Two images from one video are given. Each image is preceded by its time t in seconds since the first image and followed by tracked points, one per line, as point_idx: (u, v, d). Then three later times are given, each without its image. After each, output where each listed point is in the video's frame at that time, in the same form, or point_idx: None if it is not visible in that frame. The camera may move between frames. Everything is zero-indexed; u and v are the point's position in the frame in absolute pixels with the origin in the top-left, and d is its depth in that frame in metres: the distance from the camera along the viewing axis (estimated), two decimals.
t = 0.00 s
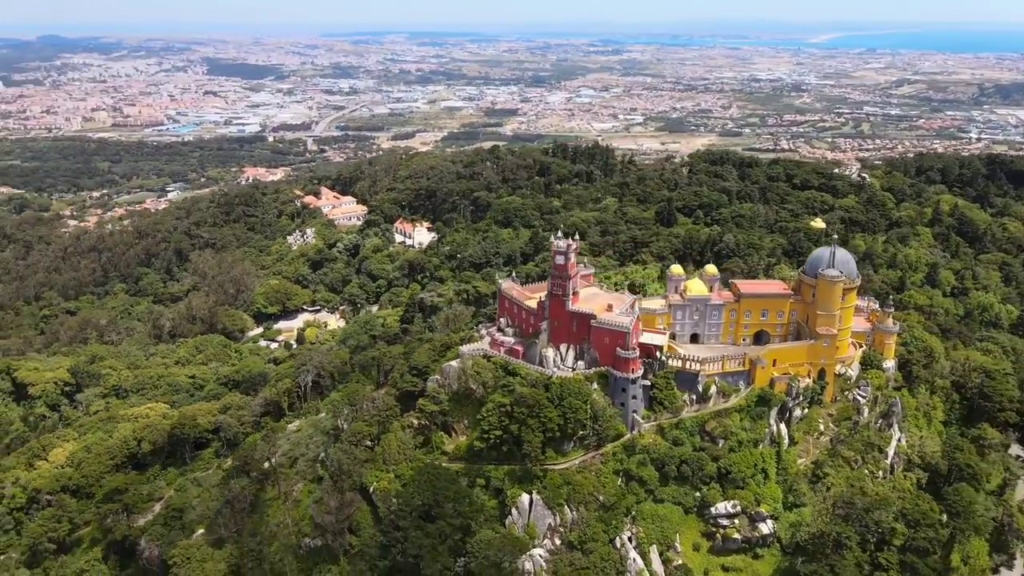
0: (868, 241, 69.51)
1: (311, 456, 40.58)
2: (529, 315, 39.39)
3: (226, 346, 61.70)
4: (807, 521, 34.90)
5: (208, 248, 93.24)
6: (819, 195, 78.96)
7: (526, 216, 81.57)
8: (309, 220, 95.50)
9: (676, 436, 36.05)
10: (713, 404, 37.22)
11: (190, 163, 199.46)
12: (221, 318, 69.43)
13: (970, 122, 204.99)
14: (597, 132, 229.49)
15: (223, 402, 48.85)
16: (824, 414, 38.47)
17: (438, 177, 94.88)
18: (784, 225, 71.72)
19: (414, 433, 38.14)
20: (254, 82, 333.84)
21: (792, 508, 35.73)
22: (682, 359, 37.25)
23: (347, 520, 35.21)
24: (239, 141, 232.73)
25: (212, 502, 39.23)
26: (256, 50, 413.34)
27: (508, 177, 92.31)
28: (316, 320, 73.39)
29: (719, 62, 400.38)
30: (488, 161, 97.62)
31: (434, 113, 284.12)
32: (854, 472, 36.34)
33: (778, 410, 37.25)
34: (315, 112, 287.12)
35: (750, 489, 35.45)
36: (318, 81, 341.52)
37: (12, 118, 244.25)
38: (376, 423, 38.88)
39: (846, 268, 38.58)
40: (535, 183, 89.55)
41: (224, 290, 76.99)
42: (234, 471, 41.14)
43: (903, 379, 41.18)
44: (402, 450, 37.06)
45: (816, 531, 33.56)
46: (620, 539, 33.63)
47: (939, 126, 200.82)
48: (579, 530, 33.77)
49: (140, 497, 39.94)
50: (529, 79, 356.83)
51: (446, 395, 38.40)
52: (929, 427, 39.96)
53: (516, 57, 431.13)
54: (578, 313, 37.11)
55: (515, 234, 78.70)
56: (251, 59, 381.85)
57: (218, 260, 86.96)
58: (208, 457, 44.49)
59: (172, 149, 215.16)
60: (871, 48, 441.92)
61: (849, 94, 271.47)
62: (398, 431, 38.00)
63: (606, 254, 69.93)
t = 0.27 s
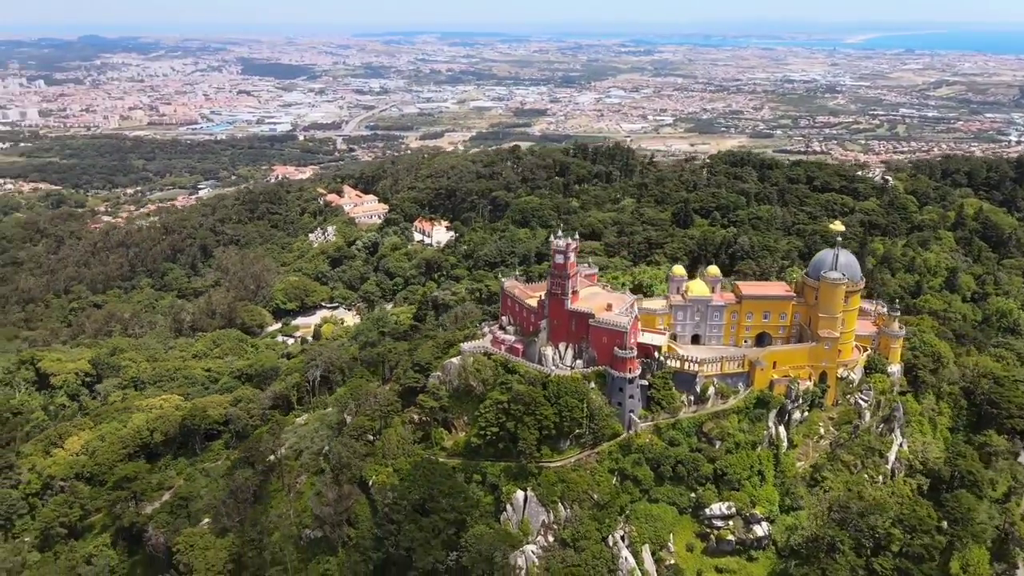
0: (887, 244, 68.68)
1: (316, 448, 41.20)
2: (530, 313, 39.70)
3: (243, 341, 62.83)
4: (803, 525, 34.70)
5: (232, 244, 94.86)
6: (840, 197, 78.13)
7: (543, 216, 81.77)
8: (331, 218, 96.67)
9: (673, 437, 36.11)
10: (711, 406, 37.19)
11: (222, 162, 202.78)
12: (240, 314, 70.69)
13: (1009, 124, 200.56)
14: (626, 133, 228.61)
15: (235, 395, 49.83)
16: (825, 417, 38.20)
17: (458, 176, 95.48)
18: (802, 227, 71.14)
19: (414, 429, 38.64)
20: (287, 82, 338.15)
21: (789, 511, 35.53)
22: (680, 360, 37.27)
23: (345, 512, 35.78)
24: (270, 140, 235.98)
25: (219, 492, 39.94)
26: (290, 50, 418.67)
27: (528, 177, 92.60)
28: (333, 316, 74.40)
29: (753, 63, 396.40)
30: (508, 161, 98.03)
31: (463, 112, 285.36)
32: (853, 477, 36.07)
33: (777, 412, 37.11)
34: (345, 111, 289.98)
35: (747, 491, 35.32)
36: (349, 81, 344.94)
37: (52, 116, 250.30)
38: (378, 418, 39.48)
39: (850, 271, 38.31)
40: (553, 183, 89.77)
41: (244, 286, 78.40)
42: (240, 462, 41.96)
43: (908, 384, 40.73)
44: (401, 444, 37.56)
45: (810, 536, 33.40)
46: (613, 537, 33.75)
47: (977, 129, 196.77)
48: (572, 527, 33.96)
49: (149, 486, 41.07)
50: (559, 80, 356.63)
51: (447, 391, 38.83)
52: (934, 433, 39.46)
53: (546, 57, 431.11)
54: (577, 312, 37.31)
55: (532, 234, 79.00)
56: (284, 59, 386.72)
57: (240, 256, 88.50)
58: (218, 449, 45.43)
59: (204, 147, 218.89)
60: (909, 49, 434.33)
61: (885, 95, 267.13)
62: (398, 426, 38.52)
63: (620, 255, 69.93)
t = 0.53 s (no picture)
0: (905, 248, 67.87)
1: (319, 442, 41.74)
2: (531, 311, 39.97)
3: (258, 336, 63.79)
4: (799, 528, 34.54)
5: (253, 241, 96.26)
6: (859, 200, 77.37)
7: (559, 216, 81.84)
8: (350, 216, 97.61)
9: (670, 437, 36.17)
10: (709, 406, 37.14)
11: (250, 160, 205.41)
12: (258, 310, 71.78)
13: None
14: (652, 134, 227.55)
15: (246, 389, 50.71)
16: (826, 421, 37.98)
17: (476, 176, 95.88)
18: (818, 229, 70.58)
19: (415, 425, 39.14)
20: (315, 82, 341.73)
21: (786, 514, 35.36)
22: (679, 360, 37.32)
23: (344, 505, 36.32)
24: (298, 139, 238.74)
25: (224, 483, 40.66)
26: (319, 50, 422.75)
27: (545, 176, 92.76)
28: (348, 313, 75.22)
29: (783, 64, 392.32)
30: (525, 161, 98.30)
31: (489, 113, 286.19)
32: (852, 480, 35.81)
33: (776, 414, 36.94)
34: (372, 111, 292.23)
35: (742, 493, 35.22)
36: (377, 81, 347.47)
37: (86, 115, 255.29)
38: (379, 414, 40.11)
39: (852, 274, 38.06)
40: (570, 183, 89.89)
41: (262, 283, 79.59)
42: (246, 455, 42.79)
43: (912, 389, 40.33)
44: (401, 440, 38.08)
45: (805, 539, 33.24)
46: (607, 536, 33.90)
47: (1012, 132, 192.92)
48: (566, 525, 34.20)
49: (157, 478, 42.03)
50: (586, 80, 355.94)
51: (447, 388, 39.20)
52: (938, 438, 39.02)
53: (574, 58, 430.44)
54: (576, 311, 37.48)
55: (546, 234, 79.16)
56: (314, 59, 390.70)
57: (261, 253, 89.78)
58: (226, 441, 46.30)
59: (233, 146, 221.89)
60: (945, 50, 426.89)
61: (918, 97, 262.95)
62: (399, 423, 39.08)
63: (633, 255, 69.87)
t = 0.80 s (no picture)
0: (921, 251, 67.15)
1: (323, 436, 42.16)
2: (532, 311, 40.18)
3: (270, 332, 64.54)
4: (795, 530, 34.38)
5: (271, 239, 97.38)
6: (875, 202, 76.65)
7: (572, 216, 81.84)
8: (367, 215, 98.29)
9: (667, 437, 36.21)
10: (708, 407, 37.12)
11: (274, 159, 207.43)
12: (272, 306, 72.60)
13: None
14: (675, 135, 226.38)
15: (256, 384, 51.37)
16: (826, 424, 37.76)
17: (492, 176, 96.18)
18: (832, 231, 70.04)
19: (415, 422, 39.53)
20: (340, 82, 344.50)
21: (783, 516, 35.19)
22: (678, 360, 37.31)
23: (345, 500, 36.75)
24: (321, 138, 240.90)
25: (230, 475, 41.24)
26: (345, 50, 425.89)
27: (560, 176, 92.83)
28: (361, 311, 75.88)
29: (810, 64, 388.21)
30: (541, 161, 98.46)
31: (512, 113, 286.64)
32: (851, 484, 35.56)
33: (775, 416, 36.79)
34: (396, 111, 293.94)
35: (739, 494, 35.15)
36: (401, 81, 349.30)
37: (115, 113, 259.28)
38: (381, 411, 40.58)
39: (855, 276, 37.84)
40: (585, 184, 89.93)
41: (278, 280, 80.49)
42: (252, 448, 43.36)
43: (916, 393, 39.96)
44: (401, 437, 38.52)
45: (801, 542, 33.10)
46: (601, 535, 34.01)
47: None
48: (561, 523, 34.35)
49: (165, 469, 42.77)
50: (609, 81, 355.04)
51: (448, 385, 39.54)
52: (941, 442, 38.66)
53: (598, 58, 429.41)
54: (576, 311, 37.63)
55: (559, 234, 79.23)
56: (339, 59, 393.76)
57: (278, 251, 90.84)
58: (234, 436, 46.93)
59: (257, 145, 224.17)
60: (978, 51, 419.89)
61: (948, 98, 258.89)
62: (400, 419, 39.49)
63: (645, 256, 69.73)
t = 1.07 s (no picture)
0: (942, 255, 66.15)
1: (328, 428, 42.80)
2: (533, 309, 40.46)
3: (286, 327, 65.54)
4: (790, 533, 34.20)
5: (294, 236, 98.79)
6: (897, 205, 75.64)
7: (590, 216, 81.96)
8: (388, 213, 99.25)
9: (663, 437, 36.26)
10: (706, 408, 37.09)
11: (304, 158, 209.95)
12: (290, 302, 73.74)
13: None
14: (705, 136, 224.60)
15: (268, 377, 52.27)
16: (826, 427, 37.50)
17: (511, 175, 96.51)
18: (851, 234, 69.27)
19: (416, 418, 40.04)
20: (371, 81, 347.46)
21: (779, 519, 35.03)
22: (676, 361, 37.35)
23: (344, 492, 37.32)
24: (351, 137, 243.26)
25: (236, 466, 42.02)
26: (377, 50, 429.53)
27: (579, 176, 92.86)
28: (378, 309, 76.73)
29: (846, 65, 382.44)
30: (561, 161, 98.61)
31: (541, 113, 286.74)
32: (849, 488, 35.27)
33: (773, 418, 36.68)
34: (425, 110, 295.70)
35: (734, 496, 35.06)
36: (432, 81, 351.41)
37: (151, 111, 264.44)
38: (383, 406, 41.12)
39: (857, 279, 37.55)
40: (604, 184, 89.94)
41: (298, 277, 81.77)
42: (260, 440, 44.13)
43: (921, 398, 39.50)
44: (402, 431, 39.06)
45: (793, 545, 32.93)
46: (594, 533, 34.18)
47: None
48: (555, 521, 34.60)
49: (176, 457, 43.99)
50: (640, 81, 353.34)
51: (449, 381, 39.97)
52: (946, 449, 38.16)
53: (630, 58, 427.55)
54: (575, 310, 37.84)
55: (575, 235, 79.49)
56: (371, 59, 397.04)
57: (300, 248, 92.19)
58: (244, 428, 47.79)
59: (288, 143, 227.02)
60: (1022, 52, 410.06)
61: (988, 100, 253.41)
62: (401, 414, 40.03)
63: (660, 257, 69.65)
